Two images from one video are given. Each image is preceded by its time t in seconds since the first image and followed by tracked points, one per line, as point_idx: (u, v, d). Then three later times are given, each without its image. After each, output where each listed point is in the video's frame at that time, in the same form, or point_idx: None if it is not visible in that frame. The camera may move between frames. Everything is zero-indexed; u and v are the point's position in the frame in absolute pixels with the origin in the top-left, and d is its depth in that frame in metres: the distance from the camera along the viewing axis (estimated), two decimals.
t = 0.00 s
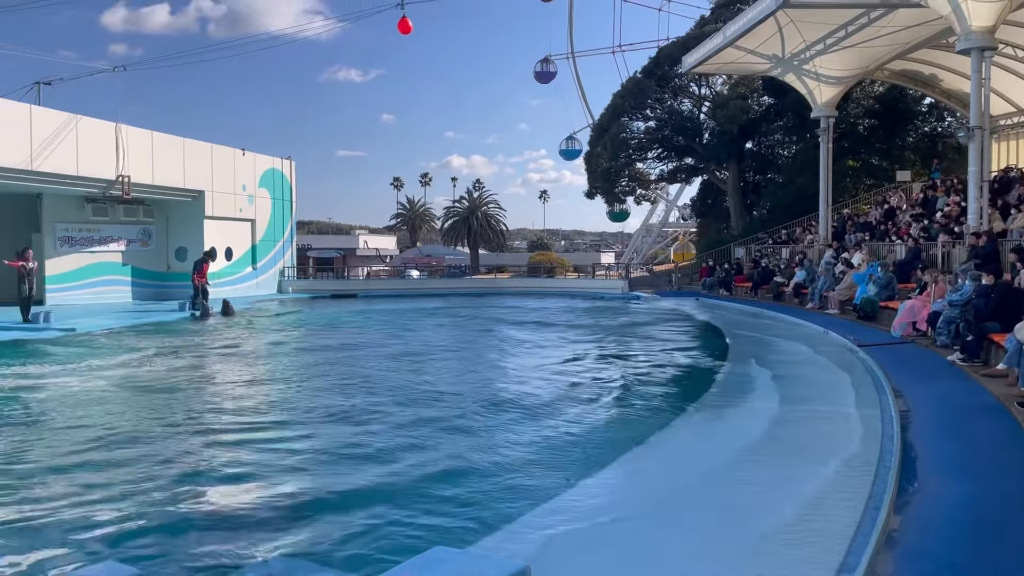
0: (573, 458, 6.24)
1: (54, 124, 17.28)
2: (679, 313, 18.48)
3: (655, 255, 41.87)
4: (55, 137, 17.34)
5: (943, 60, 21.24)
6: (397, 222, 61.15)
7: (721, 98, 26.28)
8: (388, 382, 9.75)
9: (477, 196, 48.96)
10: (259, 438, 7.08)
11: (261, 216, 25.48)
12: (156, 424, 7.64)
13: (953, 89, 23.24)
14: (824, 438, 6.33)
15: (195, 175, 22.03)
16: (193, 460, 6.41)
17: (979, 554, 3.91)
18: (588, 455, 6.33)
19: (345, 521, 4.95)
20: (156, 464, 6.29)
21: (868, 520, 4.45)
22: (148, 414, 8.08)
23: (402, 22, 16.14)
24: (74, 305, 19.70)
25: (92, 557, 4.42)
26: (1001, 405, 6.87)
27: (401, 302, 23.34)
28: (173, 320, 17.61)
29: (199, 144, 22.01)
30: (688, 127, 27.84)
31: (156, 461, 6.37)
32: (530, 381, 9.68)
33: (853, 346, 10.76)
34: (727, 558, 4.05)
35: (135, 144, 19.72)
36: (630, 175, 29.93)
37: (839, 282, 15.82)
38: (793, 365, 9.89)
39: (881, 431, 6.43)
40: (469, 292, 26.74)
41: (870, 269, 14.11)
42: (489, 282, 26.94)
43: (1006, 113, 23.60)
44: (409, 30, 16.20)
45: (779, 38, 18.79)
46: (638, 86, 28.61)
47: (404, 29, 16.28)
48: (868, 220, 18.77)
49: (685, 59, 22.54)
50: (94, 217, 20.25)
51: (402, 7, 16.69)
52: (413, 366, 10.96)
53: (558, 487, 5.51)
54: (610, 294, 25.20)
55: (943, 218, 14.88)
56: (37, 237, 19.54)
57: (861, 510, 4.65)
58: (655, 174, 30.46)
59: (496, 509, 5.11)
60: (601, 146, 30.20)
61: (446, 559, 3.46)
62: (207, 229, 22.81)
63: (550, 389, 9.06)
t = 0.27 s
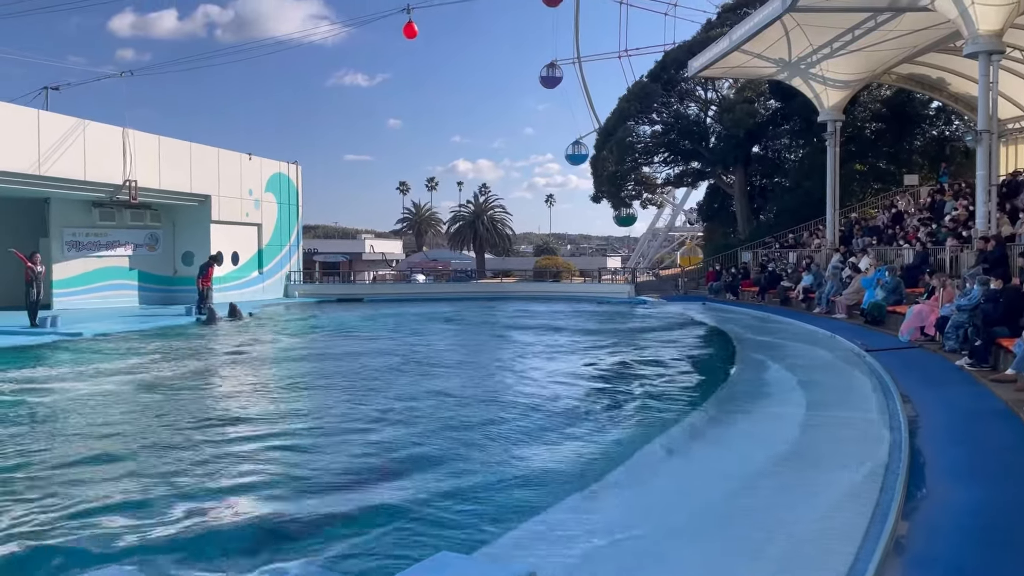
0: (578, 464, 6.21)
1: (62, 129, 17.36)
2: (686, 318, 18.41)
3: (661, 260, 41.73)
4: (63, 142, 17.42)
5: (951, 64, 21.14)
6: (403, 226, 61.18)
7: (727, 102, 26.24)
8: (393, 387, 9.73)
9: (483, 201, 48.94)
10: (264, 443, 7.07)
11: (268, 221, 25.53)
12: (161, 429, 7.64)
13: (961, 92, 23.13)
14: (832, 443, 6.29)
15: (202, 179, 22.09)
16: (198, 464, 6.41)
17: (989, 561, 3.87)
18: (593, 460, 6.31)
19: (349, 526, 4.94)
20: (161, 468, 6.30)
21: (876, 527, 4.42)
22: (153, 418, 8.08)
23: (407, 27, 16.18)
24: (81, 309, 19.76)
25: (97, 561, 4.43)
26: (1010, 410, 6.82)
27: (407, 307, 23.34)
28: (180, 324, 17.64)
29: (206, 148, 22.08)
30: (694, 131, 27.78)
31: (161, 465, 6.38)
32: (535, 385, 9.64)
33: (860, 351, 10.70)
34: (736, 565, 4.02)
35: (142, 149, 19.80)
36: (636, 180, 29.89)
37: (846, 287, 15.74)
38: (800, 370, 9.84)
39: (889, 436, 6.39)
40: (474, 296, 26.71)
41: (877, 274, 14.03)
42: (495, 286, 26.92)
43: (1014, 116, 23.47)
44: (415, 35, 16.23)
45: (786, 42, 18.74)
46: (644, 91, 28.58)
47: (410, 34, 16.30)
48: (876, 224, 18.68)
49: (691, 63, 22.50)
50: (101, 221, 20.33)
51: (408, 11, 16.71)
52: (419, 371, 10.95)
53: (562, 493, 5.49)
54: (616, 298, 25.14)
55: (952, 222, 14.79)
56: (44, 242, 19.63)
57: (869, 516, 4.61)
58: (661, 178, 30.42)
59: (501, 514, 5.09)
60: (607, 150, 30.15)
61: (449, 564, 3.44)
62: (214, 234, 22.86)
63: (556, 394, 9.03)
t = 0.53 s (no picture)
0: (582, 468, 6.20)
1: (68, 134, 17.43)
2: (691, 322, 18.38)
3: (666, 264, 41.66)
4: (69, 147, 17.49)
5: (957, 68, 21.09)
6: (408, 230, 61.26)
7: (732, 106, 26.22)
8: (397, 391, 9.72)
9: (488, 205, 48.99)
10: (268, 447, 7.08)
11: (272, 225, 25.59)
12: (166, 432, 7.66)
13: (966, 96, 23.08)
14: (838, 448, 6.27)
15: (207, 184, 22.16)
16: (202, 468, 6.42)
17: (996, 566, 3.84)
18: (598, 464, 6.29)
19: (352, 530, 4.93)
20: (165, 471, 6.31)
21: (883, 532, 4.39)
22: (157, 422, 8.10)
23: (412, 32, 16.23)
24: (86, 313, 19.81)
25: (100, 564, 4.43)
26: (1017, 414, 6.77)
27: (412, 311, 23.35)
28: (185, 328, 17.67)
29: (211, 153, 22.15)
30: (699, 135, 27.77)
31: (165, 469, 6.39)
32: (539, 389, 9.63)
33: (866, 355, 10.65)
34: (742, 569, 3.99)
35: (148, 154, 19.87)
36: (641, 184, 29.87)
37: (851, 291, 15.70)
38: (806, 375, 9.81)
39: (895, 441, 6.36)
40: (479, 300, 26.71)
41: (883, 278, 13.98)
42: (500, 290, 26.92)
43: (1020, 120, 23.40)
44: (419, 40, 16.29)
45: (790, 46, 18.73)
46: (649, 95, 28.60)
47: (414, 39, 16.34)
48: (881, 228, 18.64)
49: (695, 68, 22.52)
50: (106, 226, 20.40)
51: (413, 16, 16.76)
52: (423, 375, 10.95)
53: (566, 497, 5.48)
54: (621, 303, 25.11)
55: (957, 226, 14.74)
56: (50, 246, 19.70)
57: (875, 521, 4.58)
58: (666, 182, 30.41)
59: (504, 518, 5.08)
60: (611, 154, 30.14)
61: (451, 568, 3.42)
62: (219, 238, 22.92)
63: (560, 399, 9.01)
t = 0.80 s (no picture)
0: (585, 473, 6.19)
1: (72, 138, 17.48)
2: (694, 326, 18.35)
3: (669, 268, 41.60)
4: (73, 151, 17.54)
5: (960, 71, 21.06)
6: (411, 234, 61.34)
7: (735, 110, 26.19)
8: (400, 396, 9.70)
9: (491, 209, 49.03)
10: (271, 451, 7.07)
11: (276, 230, 25.62)
12: (170, 436, 7.66)
13: (969, 99, 23.06)
14: (842, 452, 6.25)
15: (210, 188, 22.20)
16: (205, 472, 6.42)
17: (1001, 571, 3.81)
18: (601, 469, 6.29)
19: (356, 534, 4.93)
20: (168, 476, 6.30)
21: (886, 536, 4.38)
22: (161, 426, 8.10)
23: (414, 36, 16.27)
24: (89, 317, 19.84)
25: (104, 568, 4.43)
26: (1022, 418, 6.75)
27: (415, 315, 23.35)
28: (188, 332, 17.68)
29: (215, 158, 22.19)
30: (702, 139, 27.76)
31: (169, 473, 6.39)
32: (542, 394, 9.62)
33: (870, 360, 10.61)
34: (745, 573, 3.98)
35: (152, 158, 19.92)
36: (644, 188, 29.86)
37: (855, 295, 15.67)
38: (810, 379, 9.78)
39: (899, 445, 6.34)
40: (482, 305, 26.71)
41: (887, 282, 13.94)
42: (503, 294, 26.90)
43: None
44: (422, 44, 16.33)
45: (793, 49, 18.72)
46: (652, 99, 28.61)
47: (417, 43, 16.38)
48: (884, 232, 18.61)
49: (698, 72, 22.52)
50: (110, 231, 20.44)
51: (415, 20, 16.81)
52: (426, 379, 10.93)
53: (569, 501, 5.47)
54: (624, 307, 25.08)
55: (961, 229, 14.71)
56: (54, 250, 19.74)
57: (879, 526, 4.56)
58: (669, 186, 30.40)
59: (508, 523, 5.07)
60: (614, 158, 30.14)
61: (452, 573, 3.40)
62: (222, 242, 22.95)
63: (563, 403, 8.99)
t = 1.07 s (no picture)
0: (586, 476, 6.20)
1: (74, 143, 17.53)
2: (696, 329, 18.37)
3: (670, 271, 41.60)
4: (74, 155, 17.58)
5: (960, 74, 21.08)
6: (412, 238, 61.42)
7: (736, 113, 26.23)
8: (401, 399, 9.73)
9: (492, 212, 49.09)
10: (273, 455, 7.08)
11: (277, 233, 25.66)
12: (172, 440, 7.68)
13: (970, 103, 23.07)
14: (844, 455, 6.24)
15: (211, 192, 22.24)
16: (207, 476, 6.43)
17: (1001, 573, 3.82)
18: (602, 472, 6.30)
19: (357, 538, 4.94)
20: (169, 480, 6.31)
21: (888, 539, 4.37)
22: (162, 430, 8.12)
23: (415, 40, 16.31)
24: (91, 321, 19.87)
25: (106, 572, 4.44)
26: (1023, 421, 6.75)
27: (416, 319, 23.37)
28: (190, 336, 17.72)
29: (216, 161, 22.22)
30: (703, 142, 27.78)
31: (170, 477, 6.40)
32: (543, 397, 9.63)
33: (871, 363, 10.62)
34: None
35: (153, 162, 19.96)
36: (645, 191, 29.89)
37: (857, 298, 15.67)
38: (810, 382, 9.79)
39: (901, 448, 6.33)
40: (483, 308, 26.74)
41: (887, 285, 13.95)
42: (504, 298, 26.92)
43: None
44: (423, 47, 16.37)
45: (793, 53, 18.74)
46: (652, 102, 28.67)
47: (418, 47, 16.42)
48: (885, 235, 18.62)
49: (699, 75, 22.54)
50: (112, 235, 20.48)
51: (416, 24, 16.85)
52: (426, 383, 10.95)
53: (570, 505, 5.47)
54: (625, 310, 25.11)
55: (962, 232, 14.72)
56: (55, 255, 19.79)
57: (881, 529, 4.56)
58: (670, 190, 30.41)
59: (509, 526, 5.09)
60: (615, 161, 30.17)
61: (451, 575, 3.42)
62: (223, 247, 22.98)
63: (564, 407, 9.00)
